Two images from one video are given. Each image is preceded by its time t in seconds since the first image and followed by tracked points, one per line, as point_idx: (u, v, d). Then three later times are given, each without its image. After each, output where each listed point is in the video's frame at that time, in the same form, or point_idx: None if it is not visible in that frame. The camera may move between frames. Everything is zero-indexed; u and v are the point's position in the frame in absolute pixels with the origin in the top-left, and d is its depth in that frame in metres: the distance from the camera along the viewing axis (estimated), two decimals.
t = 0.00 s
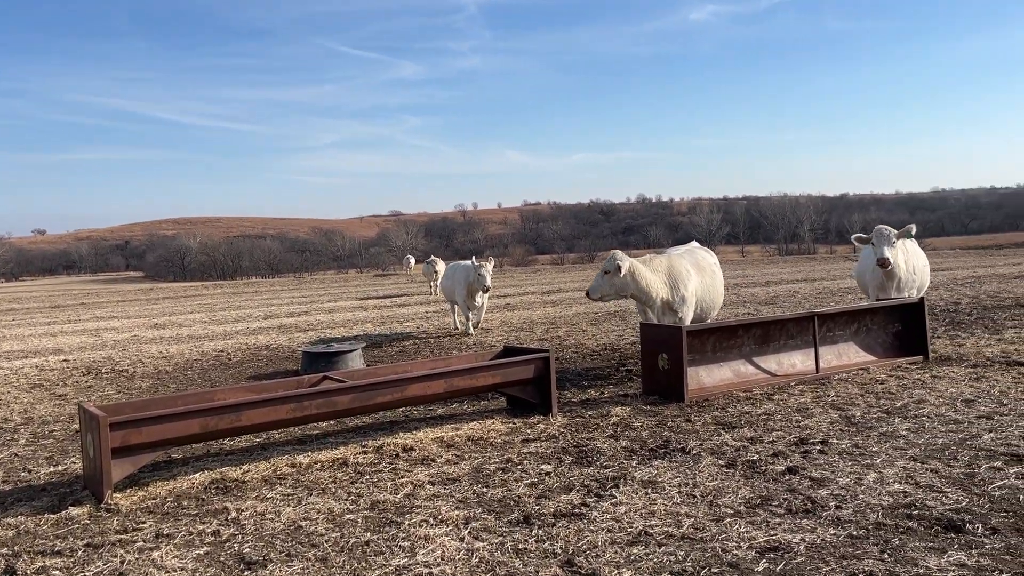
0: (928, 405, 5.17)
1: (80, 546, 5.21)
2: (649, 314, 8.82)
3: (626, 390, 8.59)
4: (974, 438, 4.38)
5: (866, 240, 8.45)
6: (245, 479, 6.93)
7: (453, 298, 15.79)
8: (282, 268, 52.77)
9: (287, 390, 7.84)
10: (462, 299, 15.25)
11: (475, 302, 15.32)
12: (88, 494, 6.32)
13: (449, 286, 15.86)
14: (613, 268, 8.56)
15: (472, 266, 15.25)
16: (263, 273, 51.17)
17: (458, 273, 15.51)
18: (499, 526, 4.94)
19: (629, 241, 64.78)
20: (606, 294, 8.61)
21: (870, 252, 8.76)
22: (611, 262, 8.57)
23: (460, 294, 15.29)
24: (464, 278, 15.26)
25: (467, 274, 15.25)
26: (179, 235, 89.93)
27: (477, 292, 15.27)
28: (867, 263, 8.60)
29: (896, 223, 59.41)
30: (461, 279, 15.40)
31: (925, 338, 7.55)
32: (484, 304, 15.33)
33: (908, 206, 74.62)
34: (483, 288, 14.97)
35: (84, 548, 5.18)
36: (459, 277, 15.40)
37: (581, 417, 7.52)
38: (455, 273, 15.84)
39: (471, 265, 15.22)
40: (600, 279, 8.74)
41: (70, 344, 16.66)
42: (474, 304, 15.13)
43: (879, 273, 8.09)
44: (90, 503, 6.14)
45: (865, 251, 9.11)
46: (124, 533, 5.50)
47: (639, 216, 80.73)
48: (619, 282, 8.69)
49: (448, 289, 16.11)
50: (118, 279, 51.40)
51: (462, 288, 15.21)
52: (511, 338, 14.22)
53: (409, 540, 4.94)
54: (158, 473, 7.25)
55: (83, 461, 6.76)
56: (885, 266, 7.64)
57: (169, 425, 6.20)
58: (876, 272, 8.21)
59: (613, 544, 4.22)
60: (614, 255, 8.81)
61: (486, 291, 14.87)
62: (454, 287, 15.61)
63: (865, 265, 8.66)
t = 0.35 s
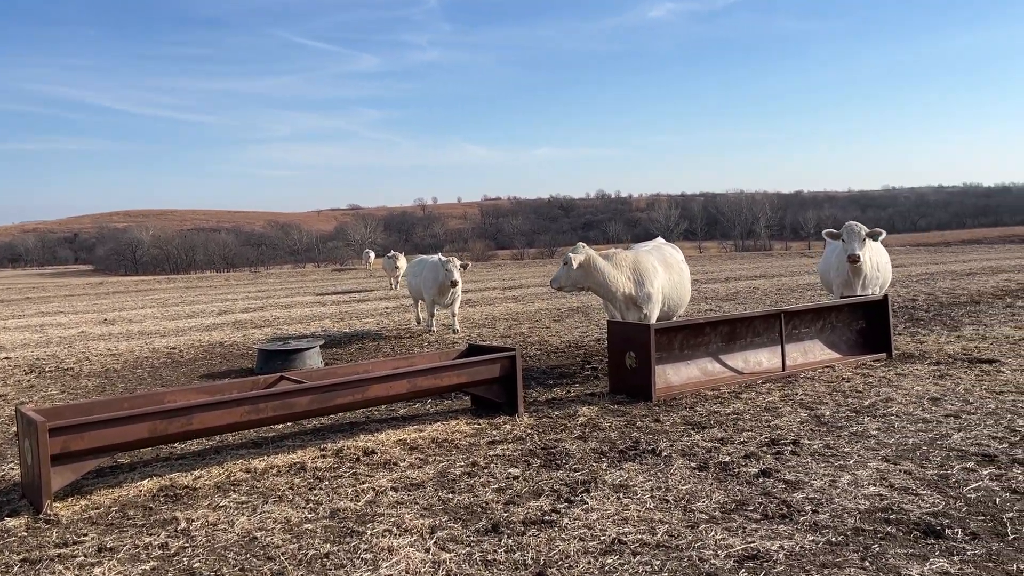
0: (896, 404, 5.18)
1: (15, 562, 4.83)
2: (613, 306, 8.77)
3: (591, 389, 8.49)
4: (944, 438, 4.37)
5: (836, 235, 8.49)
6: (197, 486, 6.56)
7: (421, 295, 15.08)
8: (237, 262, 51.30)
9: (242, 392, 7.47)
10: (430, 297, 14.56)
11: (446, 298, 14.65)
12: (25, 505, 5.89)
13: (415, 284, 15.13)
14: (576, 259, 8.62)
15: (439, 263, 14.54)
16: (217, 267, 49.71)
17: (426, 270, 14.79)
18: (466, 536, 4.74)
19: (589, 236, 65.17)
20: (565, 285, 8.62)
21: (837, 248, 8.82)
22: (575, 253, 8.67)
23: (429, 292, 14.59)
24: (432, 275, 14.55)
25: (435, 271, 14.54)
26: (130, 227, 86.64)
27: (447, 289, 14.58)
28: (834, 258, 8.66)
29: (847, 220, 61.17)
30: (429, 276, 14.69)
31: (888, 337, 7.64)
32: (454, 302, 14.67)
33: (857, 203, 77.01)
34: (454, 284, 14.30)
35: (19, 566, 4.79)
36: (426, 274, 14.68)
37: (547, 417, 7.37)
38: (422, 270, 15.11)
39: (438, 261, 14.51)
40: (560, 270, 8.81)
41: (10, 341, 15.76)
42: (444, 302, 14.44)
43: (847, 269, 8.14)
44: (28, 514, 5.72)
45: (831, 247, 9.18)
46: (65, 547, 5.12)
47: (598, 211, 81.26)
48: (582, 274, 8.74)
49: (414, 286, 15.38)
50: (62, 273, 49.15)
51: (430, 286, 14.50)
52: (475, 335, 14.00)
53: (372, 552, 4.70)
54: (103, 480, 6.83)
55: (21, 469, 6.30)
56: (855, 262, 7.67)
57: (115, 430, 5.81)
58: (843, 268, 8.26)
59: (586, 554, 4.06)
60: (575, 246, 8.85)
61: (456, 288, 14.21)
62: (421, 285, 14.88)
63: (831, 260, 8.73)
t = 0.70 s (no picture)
0: (851, 407, 5.19)
1: None
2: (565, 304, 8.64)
3: (547, 390, 8.32)
4: (901, 441, 4.37)
5: (791, 234, 8.55)
6: (129, 499, 6.10)
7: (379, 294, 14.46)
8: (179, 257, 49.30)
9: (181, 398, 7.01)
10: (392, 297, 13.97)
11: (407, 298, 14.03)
12: None
13: (373, 284, 14.47)
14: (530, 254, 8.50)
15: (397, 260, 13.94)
16: (161, 262, 47.21)
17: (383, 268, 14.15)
18: (418, 551, 4.48)
19: (542, 233, 65.34)
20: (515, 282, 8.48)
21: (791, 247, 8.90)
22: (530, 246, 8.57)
23: (388, 291, 13.98)
24: (391, 273, 13.94)
25: (394, 269, 13.94)
26: (66, 220, 82.45)
27: (407, 289, 13.98)
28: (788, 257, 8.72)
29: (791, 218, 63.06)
30: (388, 274, 14.07)
31: (841, 336, 7.70)
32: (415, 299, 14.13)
33: (801, 201, 79.55)
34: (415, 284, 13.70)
35: None
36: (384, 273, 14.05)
37: (502, 421, 7.16)
38: (378, 268, 14.46)
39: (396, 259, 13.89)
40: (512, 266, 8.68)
41: None
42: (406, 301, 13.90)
43: (801, 268, 8.19)
44: None
45: (786, 247, 9.27)
46: None
47: (551, 207, 81.52)
48: (534, 269, 8.63)
49: (371, 285, 14.65)
50: None
51: (391, 285, 13.88)
52: (428, 334, 13.71)
53: (317, 570, 4.39)
54: (25, 493, 6.29)
55: None
56: (809, 260, 7.72)
57: (39, 441, 5.34)
58: (797, 266, 8.32)
59: (545, 568, 3.86)
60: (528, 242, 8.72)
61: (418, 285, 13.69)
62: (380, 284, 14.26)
63: (786, 259, 8.80)
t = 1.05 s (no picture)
0: (812, 407, 5.10)
1: None
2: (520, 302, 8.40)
3: (502, 391, 8.05)
4: (863, 441, 4.27)
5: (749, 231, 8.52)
6: (47, 512, 5.56)
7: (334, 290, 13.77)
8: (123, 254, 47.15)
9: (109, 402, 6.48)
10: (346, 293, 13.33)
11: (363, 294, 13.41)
12: None
13: (327, 279, 13.82)
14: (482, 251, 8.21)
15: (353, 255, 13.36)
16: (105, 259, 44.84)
17: (338, 263, 13.53)
18: (363, 566, 4.14)
19: (497, 232, 65.16)
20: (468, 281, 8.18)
21: (749, 244, 8.88)
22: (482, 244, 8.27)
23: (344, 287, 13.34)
24: (346, 268, 13.33)
25: (349, 264, 13.34)
26: None
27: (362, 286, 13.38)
28: (746, 254, 8.70)
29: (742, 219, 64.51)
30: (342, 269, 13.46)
31: (798, 333, 7.68)
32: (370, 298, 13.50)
33: (751, 202, 81.52)
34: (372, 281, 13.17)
35: None
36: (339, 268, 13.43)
37: (455, 424, 6.86)
38: (333, 263, 13.84)
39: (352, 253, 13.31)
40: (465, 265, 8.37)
41: None
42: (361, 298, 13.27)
43: (759, 264, 8.16)
44: None
45: (743, 244, 9.26)
46: None
47: (506, 206, 81.39)
48: (488, 267, 8.35)
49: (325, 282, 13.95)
50: None
51: (345, 280, 13.26)
52: (380, 333, 13.28)
53: None
54: None
55: None
56: (767, 256, 7.68)
57: None
58: (755, 263, 8.28)
59: None
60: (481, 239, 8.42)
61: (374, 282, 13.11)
62: (334, 280, 13.61)
63: (743, 255, 8.77)
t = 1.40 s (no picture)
0: (770, 423, 4.98)
1: None
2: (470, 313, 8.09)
3: (452, 405, 7.70)
4: (825, 459, 4.14)
5: (702, 238, 8.47)
6: None
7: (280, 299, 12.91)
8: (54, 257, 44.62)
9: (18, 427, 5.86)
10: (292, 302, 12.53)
11: (311, 304, 12.59)
12: None
13: (273, 286, 13.00)
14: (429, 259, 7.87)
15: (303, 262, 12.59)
16: (36, 261, 42.33)
17: (286, 269, 12.75)
18: None
19: (448, 234, 64.65)
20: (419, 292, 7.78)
21: (702, 252, 8.84)
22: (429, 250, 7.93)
23: (291, 295, 12.50)
24: (294, 275, 12.54)
25: (298, 272, 12.57)
26: None
27: (311, 295, 12.58)
28: (699, 261, 8.64)
29: (690, 221, 65.83)
30: (290, 277, 12.67)
31: (751, 341, 7.66)
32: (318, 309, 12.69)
33: (697, 205, 83.44)
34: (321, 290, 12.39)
35: None
36: (286, 275, 12.64)
37: (402, 443, 6.51)
38: (281, 270, 13.04)
39: (302, 260, 12.55)
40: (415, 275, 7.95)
41: None
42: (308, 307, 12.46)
43: (713, 271, 8.10)
44: None
45: (696, 252, 9.22)
46: None
47: (457, 208, 80.89)
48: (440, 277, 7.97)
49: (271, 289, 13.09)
50: None
51: (293, 288, 12.47)
52: (326, 342, 12.74)
53: None
54: None
55: None
56: (721, 262, 7.62)
57: None
58: (709, 270, 8.23)
59: None
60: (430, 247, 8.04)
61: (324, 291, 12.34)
62: (280, 287, 12.80)
63: (696, 263, 8.72)
